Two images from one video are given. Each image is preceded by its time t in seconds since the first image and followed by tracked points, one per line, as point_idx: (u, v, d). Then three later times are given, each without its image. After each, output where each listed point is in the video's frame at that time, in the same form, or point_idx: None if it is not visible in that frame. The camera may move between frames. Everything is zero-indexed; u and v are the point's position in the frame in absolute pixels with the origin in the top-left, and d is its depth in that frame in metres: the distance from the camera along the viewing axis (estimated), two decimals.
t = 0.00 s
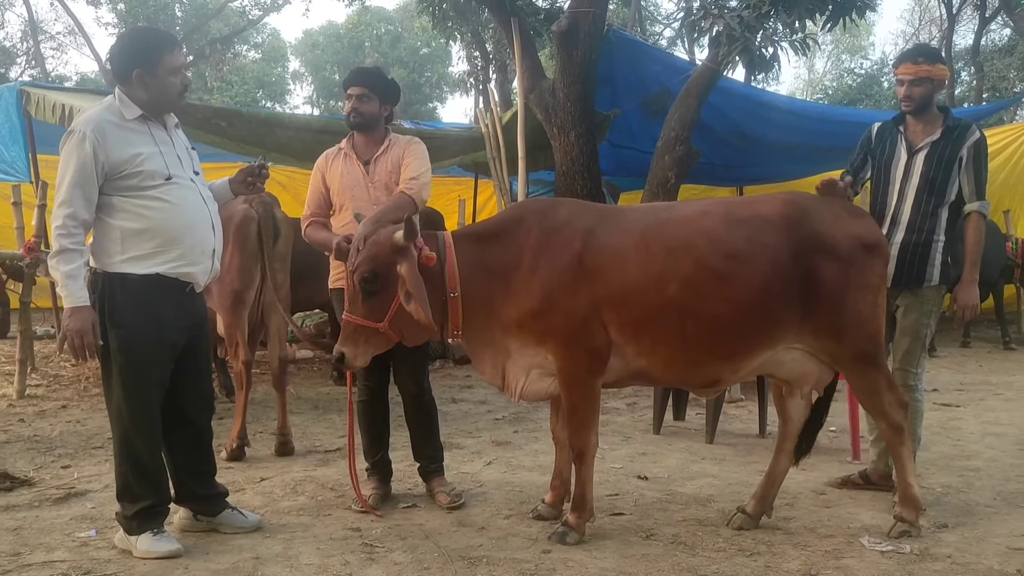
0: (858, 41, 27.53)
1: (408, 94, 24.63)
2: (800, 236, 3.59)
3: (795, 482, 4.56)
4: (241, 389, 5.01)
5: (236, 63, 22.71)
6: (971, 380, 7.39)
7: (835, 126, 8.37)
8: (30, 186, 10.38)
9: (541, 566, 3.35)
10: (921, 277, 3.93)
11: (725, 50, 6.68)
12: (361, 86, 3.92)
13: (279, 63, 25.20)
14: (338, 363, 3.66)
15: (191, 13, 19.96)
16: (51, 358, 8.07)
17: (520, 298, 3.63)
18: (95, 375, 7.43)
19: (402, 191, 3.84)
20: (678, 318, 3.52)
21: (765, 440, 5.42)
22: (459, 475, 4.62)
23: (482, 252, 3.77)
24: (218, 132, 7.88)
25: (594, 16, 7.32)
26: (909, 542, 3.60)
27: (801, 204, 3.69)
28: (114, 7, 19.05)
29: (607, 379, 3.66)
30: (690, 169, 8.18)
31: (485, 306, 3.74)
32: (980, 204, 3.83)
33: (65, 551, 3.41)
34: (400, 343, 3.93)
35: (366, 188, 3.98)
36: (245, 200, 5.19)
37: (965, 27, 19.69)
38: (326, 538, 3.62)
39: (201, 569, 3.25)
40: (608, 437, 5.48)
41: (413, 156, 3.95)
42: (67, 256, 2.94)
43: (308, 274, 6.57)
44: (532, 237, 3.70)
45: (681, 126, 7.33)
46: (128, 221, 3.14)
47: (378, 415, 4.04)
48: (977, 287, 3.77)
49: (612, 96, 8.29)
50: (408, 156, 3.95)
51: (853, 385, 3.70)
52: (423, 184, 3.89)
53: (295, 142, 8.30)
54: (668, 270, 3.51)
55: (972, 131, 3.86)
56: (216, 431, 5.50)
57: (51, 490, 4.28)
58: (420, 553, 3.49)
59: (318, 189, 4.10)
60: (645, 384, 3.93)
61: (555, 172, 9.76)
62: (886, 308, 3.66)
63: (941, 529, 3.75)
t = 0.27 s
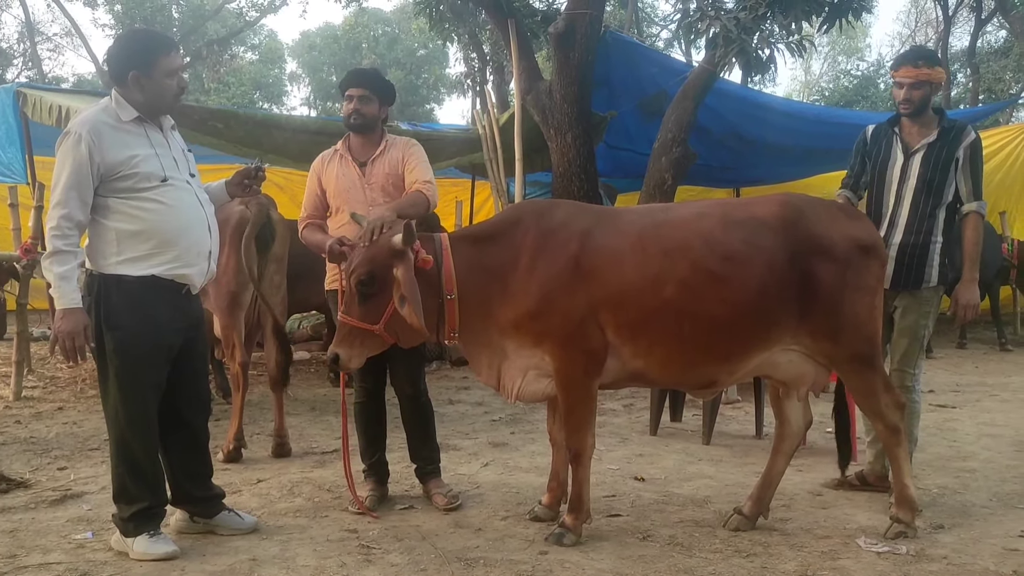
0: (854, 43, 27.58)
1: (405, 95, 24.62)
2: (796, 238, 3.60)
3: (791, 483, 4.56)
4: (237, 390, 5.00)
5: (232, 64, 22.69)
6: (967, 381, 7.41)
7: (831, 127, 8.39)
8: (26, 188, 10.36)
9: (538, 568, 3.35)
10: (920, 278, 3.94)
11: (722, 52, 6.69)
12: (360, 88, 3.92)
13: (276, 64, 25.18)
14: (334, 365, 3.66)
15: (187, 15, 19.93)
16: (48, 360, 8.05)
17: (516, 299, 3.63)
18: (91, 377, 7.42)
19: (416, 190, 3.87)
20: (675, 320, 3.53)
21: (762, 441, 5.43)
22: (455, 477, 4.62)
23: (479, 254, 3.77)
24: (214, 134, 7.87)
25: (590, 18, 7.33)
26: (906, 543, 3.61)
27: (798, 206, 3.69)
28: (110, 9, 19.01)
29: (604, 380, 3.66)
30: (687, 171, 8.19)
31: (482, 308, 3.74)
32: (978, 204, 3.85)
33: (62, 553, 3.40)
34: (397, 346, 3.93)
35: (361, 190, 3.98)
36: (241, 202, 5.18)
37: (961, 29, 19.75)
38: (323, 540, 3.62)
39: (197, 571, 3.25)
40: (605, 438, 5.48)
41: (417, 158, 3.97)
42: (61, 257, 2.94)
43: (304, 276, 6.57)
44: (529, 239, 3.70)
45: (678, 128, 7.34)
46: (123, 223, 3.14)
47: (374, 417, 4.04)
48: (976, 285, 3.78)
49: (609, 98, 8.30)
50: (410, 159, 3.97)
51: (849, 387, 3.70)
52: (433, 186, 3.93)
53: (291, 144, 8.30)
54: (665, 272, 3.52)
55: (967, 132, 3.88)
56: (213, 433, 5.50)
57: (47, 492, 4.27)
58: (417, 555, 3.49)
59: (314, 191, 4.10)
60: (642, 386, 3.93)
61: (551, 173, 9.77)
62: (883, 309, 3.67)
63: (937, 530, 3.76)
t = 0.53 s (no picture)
0: (850, 44, 27.63)
1: (402, 96, 24.63)
2: (792, 239, 3.60)
3: (787, 484, 4.57)
4: (233, 391, 5.00)
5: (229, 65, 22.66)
6: (963, 381, 7.43)
7: (827, 128, 8.40)
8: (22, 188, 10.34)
9: (534, 569, 3.35)
10: (914, 280, 3.94)
11: (718, 53, 6.70)
12: (359, 88, 3.91)
13: (273, 65, 25.16)
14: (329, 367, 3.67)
15: (184, 15, 19.90)
16: (43, 361, 8.04)
17: (513, 300, 3.63)
18: (87, 378, 7.41)
19: (423, 204, 3.93)
20: (671, 321, 3.53)
21: (758, 442, 5.43)
22: (452, 478, 4.62)
23: (475, 255, 3.77)
24: (210, 134, 7.86)
25: (587, 19, 7.32)
26: (901, 544, 3.62)
27: (794, 207, 3.70)
28: (107, 9, 18.98)
29: (600, 382, 3.66)
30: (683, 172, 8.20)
31: (478, 309, 3.74)
32: (971, 206, 3.86)
33: (57, 555, 3.40)
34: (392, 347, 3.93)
35: (359, 191, 3.98)
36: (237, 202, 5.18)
37: (957, 30, 19.80)
38: (319, 541, 3.62)
39: (193, 572, 3.24)
40: (601, 439, 5.48)
41: (418, 164, 4.00)
42: (55, 257, 2.94)
43: (301, 276, 6.56)
44: (525, 240, 3.70)
45: (674, 129, 7.35)
46: (117, 224, 3.13)
47: (370, 418, 4.04)
48: (971, 288, 3.76)
49: (605, 99, 8.30)
50: (411, 165, 4.00)
51: (845, 388, 3.71)
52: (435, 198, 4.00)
53: (287, 144, 8.29)
54: (661, 273, 3.52)
55: (962, 134, 3.88)
56: (209, 434, 5.49)
57: (42, 493, 4.26)
58: (413, 556, 3.48)
59: (310, 192, 4.10)
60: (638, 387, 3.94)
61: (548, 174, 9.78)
62: (878, 310, 3.68)
63: (933, 531, 3.77)
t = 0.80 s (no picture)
0: (847, 44, 27.65)
1: (399, 96, 24.62)
2: (788, 240, 3.60)
3: (784, 483, 4.57)
4: (230, 391, 5.00)
5: (226, 65, 22.62)
6: (959, 381, 7.44)
7: (823, 129, 8.41)
8: (18, 188, 10.32)
9: (530, 569, 3.35)
10: (909, 280, 3.95)
11: (715, 54, 6.70)
12: (359, 86, 3.91)
13: (270, 65, 25.14)
14: (324, 367, 3.67)
15: (180, 15, 19.87)
16: (40, 361, 8.03)
17: (508, 301, 3.63)
18: (83, 378, 7.39)
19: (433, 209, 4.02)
20: (666, 321, 3.53)
21: (754, 442, 5.44)
22: (448, 478, 4.62)
23: (471, 256, 3.77)
24: (207, 134, 7.85)
25: (584, 19, 7.31)
26: (897, 543, 3.62)
27: (790, 208, 3.70)
28: (103, 9, 18.95)
29: (596, 382, 3.67)
30: (680, 172, 8.20)
31: (474, 310, 3.74)
32: (968, 208, 3.86)
33: (52, 555, 3.39)
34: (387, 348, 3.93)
35: (358, 191, 3.97)
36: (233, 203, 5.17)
37: (954, 31, 19.83)
38: (315, 542, 3.61)
39: (189, 573, 3.24)
40: (598, 439, 5.48)
41: (418, 168, 4.07)
42: (51, 258, 2.93)
43: (297, 277, 6.56)
44: (521, 241, 3.70)
45: (671, 129, 7.35)
46: (111, 224, 3.13)
47: (367, 418, 4.04)
48: (965, 288, 3.77)
49: (602, 99, 8.31)
50: (413, 168, 4.06)
51: (841, 388, 3.71)
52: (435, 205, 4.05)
53: (284, 144, 8.28)
54: (657, 273, 3.52)
55: (960, 136, 3.89)
56: (205, 434, 5.49)
57: (38, 493, 4.26)
58: (409, 556, 3.48)
59: (306, 191, 4.07)
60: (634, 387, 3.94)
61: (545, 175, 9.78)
62: (874, 311, 3.68)
63: (929, 530, 3.77)
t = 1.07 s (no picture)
0: (845, 44, 27.68)
1: (397, 96, 24.62)
2: (786, 239, 3.60)
3: (781, 483, 4.57)
4: (227, 391, 4.99)
5: (224, 64, 22.61)
6: (956, 381, 7.45)
7: (821, 129, 8.42)
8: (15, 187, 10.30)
9: (528, 569, 3.35)
10: (910, 279, 3.95)
11: (713, 53, 6.71)
12: (358, 85, 3.92)
13: (268, 64, 25.13)
14: (321, 365, 3.67)
15: (178, 15, 19.84)
16: (37, 361, 8.02)
17: (505, 300, 3.63)
18: (80, 378, 7.38)
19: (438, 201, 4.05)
20: (664, 321, 3.53)
21: (752, 442, 5.44)
22: (446, 477, 4.62)
23: (468, 256, 3.77)
24: (205, 133, 7.85)
25: (582, 19, 7.31)
26: (895, 543, 3.62)
27: (787, 208, 3.70)
28: (101, 8, 18.93)
29: (593, 382, 3.67)
30: (678, 172, 8.21)
31: (471, 309, 3.74)
32: (966, 207, 3.87)
33: (49, 555, 3.39)
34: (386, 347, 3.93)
35: (355, 190, 3.97)
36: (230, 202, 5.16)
37: (951, 31, 19.86)
38: (313, 541, 3.61)
39: (186, 572, 3.23)
40: (596, 439, 5.48)
41: (422, 171, 4.10)
42: (46, 258, 2.92)
43: (295, 276, 6.55)
44: (518, 240, 3.70)
45: (669, 129, 7.35)
46: (107, 224, 3.12)
47: (364, 418, 4.03)
48: (965, 286, 3.78)
49: (600, 99, 8.31)
50: (414, 168, 4.10)
51: (839, 388, 3.71)
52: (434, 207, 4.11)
53: (282, 144, 8.28)
54: (654, 273, 3.52)
55: (957, 135, 3.90)
56: (202, 434, 5.48)
57: (35, 493, 4.25)
58: (407, 555, 3.48)
59: (302, 189, 4.07)
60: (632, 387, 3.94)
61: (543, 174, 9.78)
62: (871, 310, 3.68)
63: (926, 530, 3.77)
